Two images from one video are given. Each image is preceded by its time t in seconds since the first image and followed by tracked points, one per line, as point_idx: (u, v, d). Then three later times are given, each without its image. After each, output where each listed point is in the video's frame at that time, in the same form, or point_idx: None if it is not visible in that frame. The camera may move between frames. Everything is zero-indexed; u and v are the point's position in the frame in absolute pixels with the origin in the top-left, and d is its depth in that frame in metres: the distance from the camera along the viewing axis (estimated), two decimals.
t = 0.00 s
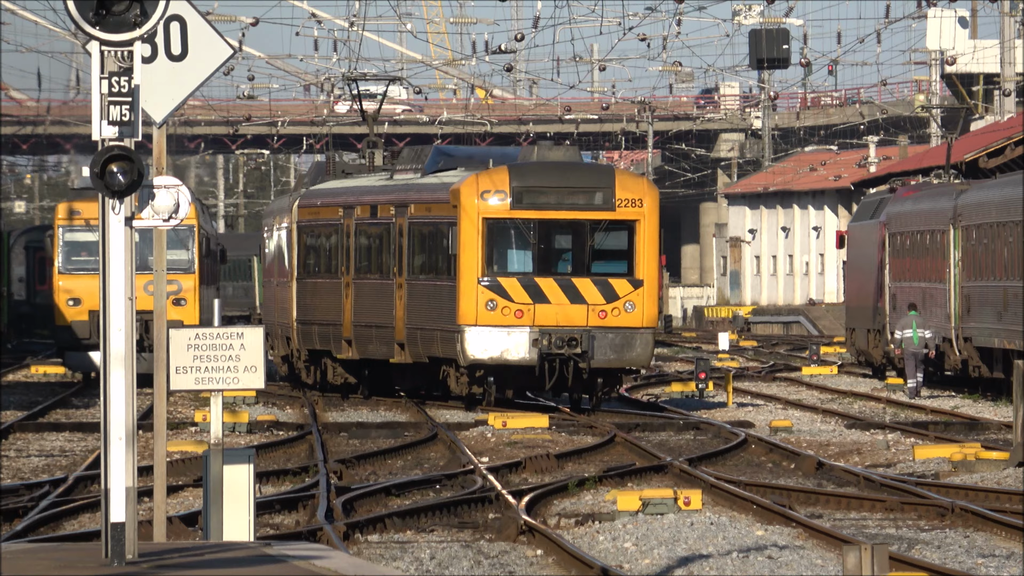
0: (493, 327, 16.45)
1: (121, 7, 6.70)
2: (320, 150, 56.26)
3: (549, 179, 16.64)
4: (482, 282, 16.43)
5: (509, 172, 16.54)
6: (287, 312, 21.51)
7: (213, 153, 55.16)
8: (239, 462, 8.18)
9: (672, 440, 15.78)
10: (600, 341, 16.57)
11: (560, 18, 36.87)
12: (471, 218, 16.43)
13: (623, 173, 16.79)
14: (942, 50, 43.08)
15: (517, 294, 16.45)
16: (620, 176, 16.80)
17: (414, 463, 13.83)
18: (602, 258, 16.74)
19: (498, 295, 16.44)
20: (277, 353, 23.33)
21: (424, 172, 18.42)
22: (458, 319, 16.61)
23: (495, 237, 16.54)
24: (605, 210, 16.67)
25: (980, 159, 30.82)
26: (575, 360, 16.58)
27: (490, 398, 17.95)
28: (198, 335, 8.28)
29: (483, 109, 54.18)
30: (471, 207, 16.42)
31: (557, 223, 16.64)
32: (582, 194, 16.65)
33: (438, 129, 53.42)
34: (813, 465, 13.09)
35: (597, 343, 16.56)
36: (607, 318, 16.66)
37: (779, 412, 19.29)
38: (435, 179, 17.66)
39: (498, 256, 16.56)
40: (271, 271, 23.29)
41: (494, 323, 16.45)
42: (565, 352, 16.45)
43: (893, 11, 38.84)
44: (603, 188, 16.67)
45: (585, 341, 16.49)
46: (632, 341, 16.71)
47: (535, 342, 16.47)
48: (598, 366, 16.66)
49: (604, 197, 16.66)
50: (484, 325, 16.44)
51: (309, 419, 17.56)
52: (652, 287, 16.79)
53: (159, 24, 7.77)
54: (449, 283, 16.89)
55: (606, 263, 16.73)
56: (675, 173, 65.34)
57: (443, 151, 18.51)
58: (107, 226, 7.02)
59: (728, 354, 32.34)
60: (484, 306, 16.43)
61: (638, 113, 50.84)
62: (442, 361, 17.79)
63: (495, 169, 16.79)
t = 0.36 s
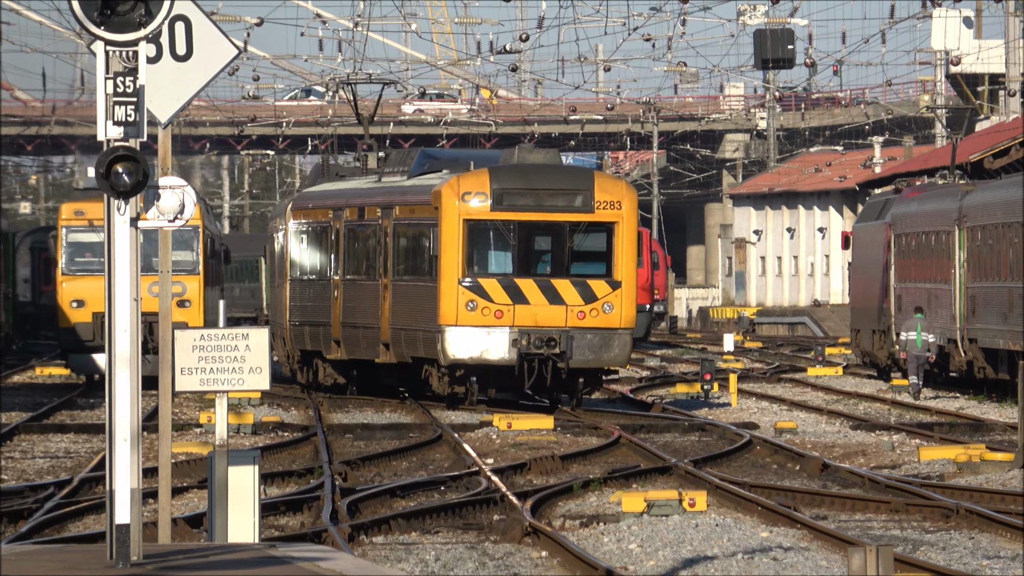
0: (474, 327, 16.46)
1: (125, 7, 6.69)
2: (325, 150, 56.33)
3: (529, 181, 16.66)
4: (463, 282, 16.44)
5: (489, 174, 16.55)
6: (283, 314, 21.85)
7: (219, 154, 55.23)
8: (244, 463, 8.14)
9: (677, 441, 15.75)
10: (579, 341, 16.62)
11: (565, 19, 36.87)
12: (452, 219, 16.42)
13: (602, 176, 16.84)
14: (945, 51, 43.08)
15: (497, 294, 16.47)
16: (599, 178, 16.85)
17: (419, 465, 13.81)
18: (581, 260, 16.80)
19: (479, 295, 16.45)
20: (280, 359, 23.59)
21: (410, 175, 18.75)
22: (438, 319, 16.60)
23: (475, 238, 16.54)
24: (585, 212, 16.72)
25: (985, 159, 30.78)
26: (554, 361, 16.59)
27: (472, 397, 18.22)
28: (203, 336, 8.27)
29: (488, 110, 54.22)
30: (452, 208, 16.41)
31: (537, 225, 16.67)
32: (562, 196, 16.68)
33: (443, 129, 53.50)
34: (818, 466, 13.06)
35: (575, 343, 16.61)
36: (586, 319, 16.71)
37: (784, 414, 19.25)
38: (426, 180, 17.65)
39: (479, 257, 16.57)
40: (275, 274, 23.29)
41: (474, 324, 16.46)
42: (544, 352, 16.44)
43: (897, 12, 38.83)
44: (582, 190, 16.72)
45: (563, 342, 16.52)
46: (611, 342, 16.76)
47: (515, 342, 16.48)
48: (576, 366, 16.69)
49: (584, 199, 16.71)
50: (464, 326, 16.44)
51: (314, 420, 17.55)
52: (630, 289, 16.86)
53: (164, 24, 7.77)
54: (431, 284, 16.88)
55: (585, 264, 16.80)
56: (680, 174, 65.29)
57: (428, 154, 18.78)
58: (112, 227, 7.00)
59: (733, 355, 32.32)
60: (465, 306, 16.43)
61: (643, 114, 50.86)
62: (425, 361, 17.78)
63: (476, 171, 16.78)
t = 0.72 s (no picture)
0: (457, 327, 16.86)
1: (135, 9, 6.69)
2: (335, 153, 56.33)
3: (512, 184, 17.06)
4: (447, 284, 16.84)
5: (473, 177, 16.95)
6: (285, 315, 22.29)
7: (228, 155, 55.23)
8: (253, 465, 8.09)
9: (686, 444, 15.75)
10: (561, 341, 17.03)
11: (574, 21, 36.84)
12: (436, 222, 16.82)
13: (584, 179, 17.25)
14: (955, 53, 43.07)
15: (480, 295, 16.89)
16: (581, 181, 17.25)
17: (428, 467, 13.83)
18: (563, 261, 17.21)
19: (462, 296, 16.87)
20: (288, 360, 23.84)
21: (402, 177, 19.55)
22: (422, 320, 17.00)
23: (459, 240, 16.95)
24: (567, 215, 17.11)
25: (994, 162, 30.71)
26: (536, 360, 17.04)
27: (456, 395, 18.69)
28: (212, 338, 8.26)
29: (497, 112, 54.31)
30: (436, 211, 16.81)
31: (519, 227, 17.09)
32: (545, 199, 17.08)
33: (452, 131, 53.51)
34: (827, 469, 13.04)
35: (557, 343, 17.02)
36: (567, 319, 17.12)
37: (794, 416, 19.22)
38: (415, 185, 17.91)
39: (462, 259, 16.97)
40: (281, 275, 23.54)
41: (458, 324, 16.86)
42: (526, 352, 16.88)
43: (908, 14, 38.76)
44: (564, 193, 17.12)
45: (545, 342, 16.94)
46: (593, 341, 17.16)
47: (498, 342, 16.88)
48: (558, 366, 17.09)
49: (566, 202, 17.11)
50: (448, 326, 16.83)
51: (324, 422, 17.56)
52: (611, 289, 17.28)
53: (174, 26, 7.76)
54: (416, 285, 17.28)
55: (566, 266, 17.21)
56: (689, 177, 65.26)
57: (419, 158, 19.55)
58: (122, 229, 7.01)
59: (742, 357, 32.31)
60: (449, 307, 16.84)
61: (652, 116, 50.89)
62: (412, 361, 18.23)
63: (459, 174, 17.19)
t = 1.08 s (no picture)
0: (440, 326, 17.18)
1: (142, 9, 6.70)
2: (342, 153, 56.44)
3: (493, 185, 17.42)
4: (429, 283, 17.19)
5: (454, 179, 17.33)
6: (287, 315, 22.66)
7: (236, 155, 55.27)
8: (261, 464, 8.11)
9: (693, 443, 15.75)
10: (541, 340, 17.29)
11: (582, 21, 36.87)
12: (418, 222, 17.21)
13: (564, 180, 17.58)
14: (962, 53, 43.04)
15: (462, 294, 17.21)
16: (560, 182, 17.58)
17: (435, 466, 13.83)
18: (544, 261, 17.51)
19: (444, 296, 17.19)
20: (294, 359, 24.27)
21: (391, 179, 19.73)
22: (406, 319, 17.34)
23: (441, 240, 17.30)
24: (547, 215, 17.44)
25: (1002, 162, 30.66)
26: (516, 358, 17.28)
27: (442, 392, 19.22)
28: (219, 338, 8.26)
29: (504, 112, 54.32)
30: (418, 211, 17.20)
31: (500, 228, 17.42)
32: (525, 199, 17.41)
33: (460, 131, 53.58)
34: (834, 468, 13.03)
35: (537, 342, 17.29)
36: (548, 318, 17.39)
37: (801, 416, 19.21)
38: (402, 186, 18.19)
39: (445, 258, 17.32)
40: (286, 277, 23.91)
41: (440, 323, 17.18)
42: (506, 351, 17.18)
43: (916, 14, 38.74)
44: (544, 194, 17.46)
45: (525, 340, 17.21)
46: (573, 340, 17.40)
47: (479, 341, 17.20)
48: (539, 364, 17.38)
49: (545, 202, 17.44)
50: (430, 325, 17.15)
51: (331, 422, 17.56)
52: (591, 288, 17.54)
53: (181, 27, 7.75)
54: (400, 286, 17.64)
55: (547, 265, 17.50)
56: (697, 177, 65.20)
57: (407, 160, 19.73)
58: (129, 229, 7.01)
59: (750, 357, 32.30)
60: (431, 306, 17.17)
61: (660, 116, 50.87)
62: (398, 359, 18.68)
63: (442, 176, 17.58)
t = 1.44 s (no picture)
0: (418, 325, 17.44)
1: (145, 8, 6.69)
2: (345, 151, 56.38)
3: (469, 185, 17.60)
4: (407, 282, 17.41)
5: (431, 178, 17.50)
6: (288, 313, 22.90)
7: (239, 154, 55.18)
8: (264, 463, 8.11)
9: (696, 441, 15.74)
10: (519, 337, 17.60)
11: (585, 19, 36.84)
12: (396, 222, 17.39)
13: (540, 179, 17.76)
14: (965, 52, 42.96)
15: (439, 293, 17.45)
16: (537, 181, 17.76)
17: (439, 465, 13.82)
18: (520, 259, 17.72)
19: (422, 295, 17.43)
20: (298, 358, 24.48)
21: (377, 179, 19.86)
22: (385, 318, 17.58)
23: (419, 240, 17.50)
24: (523, 214, 17.63)
25: (1006, 160, 30.60)
26: (494, 355, 17.60)
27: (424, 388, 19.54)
28: (223, 336, 8.26)
29: (508, 110, 54.25)
30: (396, 212, 17.39)
31: (477, 227, 17.61)
32: (501, 199, 17.60)
33: (463, 130, 53.54)
34: (837, 466, 13.01)
35: (515, 339, 17.59)
36: (525, 315, 17.65)
37: (804, 414, 19.18)
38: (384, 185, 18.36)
39: (423, 257, 17.53)
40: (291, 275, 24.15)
41: (418, 321, 17.44)
42: (484, 348, 17.48)
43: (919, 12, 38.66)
44: (520, 194, 17.63)
45: (502, 338, 17.52)
46: (550, 337, 17.72)
47: (457, 339, 17.50)
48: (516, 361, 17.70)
49: (522, 201, 17.62)
50: (408, 323, 17.40)
51: (335, 420, 17.56)
52: (567, 285, 17.77)
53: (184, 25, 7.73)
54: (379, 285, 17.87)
55: (524, 263, 17.71)
56: (701, 175, 65.12)
57: (393, 160, 19.87)
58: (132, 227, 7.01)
59: (753, 355, 32.27)
60: (409, 304, 17.41)
61: (663, 114, 50.79)
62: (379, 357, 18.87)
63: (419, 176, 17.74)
